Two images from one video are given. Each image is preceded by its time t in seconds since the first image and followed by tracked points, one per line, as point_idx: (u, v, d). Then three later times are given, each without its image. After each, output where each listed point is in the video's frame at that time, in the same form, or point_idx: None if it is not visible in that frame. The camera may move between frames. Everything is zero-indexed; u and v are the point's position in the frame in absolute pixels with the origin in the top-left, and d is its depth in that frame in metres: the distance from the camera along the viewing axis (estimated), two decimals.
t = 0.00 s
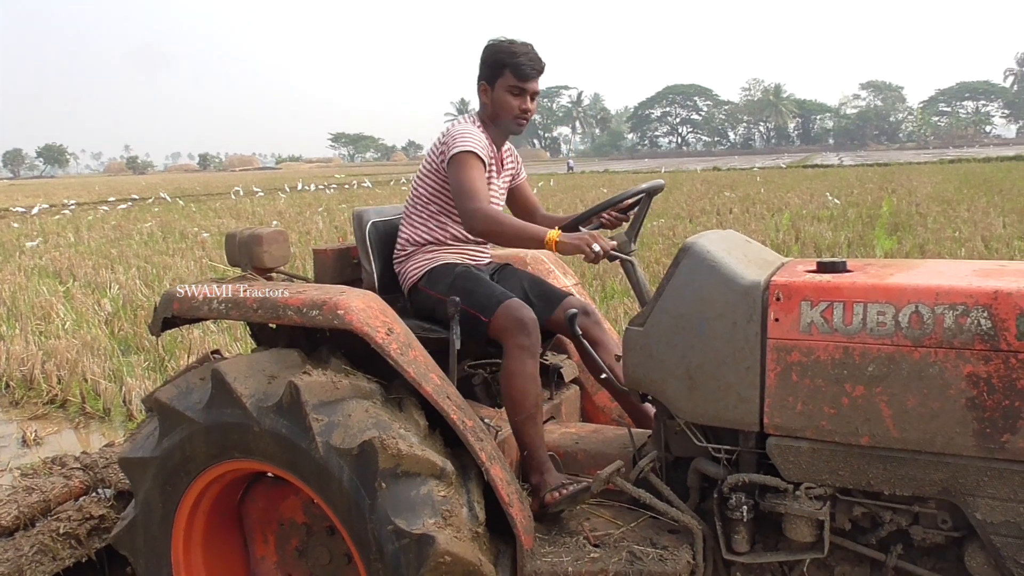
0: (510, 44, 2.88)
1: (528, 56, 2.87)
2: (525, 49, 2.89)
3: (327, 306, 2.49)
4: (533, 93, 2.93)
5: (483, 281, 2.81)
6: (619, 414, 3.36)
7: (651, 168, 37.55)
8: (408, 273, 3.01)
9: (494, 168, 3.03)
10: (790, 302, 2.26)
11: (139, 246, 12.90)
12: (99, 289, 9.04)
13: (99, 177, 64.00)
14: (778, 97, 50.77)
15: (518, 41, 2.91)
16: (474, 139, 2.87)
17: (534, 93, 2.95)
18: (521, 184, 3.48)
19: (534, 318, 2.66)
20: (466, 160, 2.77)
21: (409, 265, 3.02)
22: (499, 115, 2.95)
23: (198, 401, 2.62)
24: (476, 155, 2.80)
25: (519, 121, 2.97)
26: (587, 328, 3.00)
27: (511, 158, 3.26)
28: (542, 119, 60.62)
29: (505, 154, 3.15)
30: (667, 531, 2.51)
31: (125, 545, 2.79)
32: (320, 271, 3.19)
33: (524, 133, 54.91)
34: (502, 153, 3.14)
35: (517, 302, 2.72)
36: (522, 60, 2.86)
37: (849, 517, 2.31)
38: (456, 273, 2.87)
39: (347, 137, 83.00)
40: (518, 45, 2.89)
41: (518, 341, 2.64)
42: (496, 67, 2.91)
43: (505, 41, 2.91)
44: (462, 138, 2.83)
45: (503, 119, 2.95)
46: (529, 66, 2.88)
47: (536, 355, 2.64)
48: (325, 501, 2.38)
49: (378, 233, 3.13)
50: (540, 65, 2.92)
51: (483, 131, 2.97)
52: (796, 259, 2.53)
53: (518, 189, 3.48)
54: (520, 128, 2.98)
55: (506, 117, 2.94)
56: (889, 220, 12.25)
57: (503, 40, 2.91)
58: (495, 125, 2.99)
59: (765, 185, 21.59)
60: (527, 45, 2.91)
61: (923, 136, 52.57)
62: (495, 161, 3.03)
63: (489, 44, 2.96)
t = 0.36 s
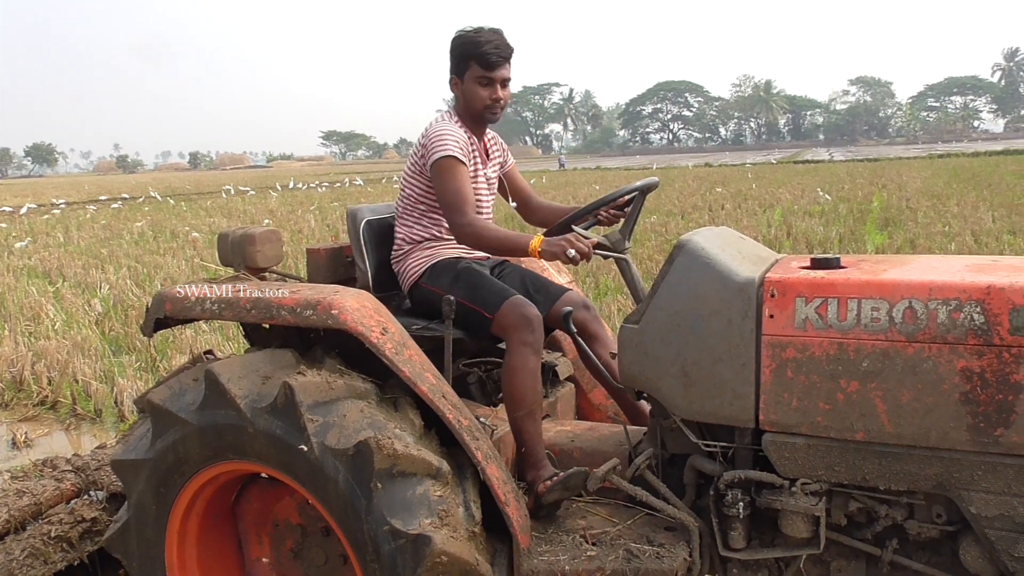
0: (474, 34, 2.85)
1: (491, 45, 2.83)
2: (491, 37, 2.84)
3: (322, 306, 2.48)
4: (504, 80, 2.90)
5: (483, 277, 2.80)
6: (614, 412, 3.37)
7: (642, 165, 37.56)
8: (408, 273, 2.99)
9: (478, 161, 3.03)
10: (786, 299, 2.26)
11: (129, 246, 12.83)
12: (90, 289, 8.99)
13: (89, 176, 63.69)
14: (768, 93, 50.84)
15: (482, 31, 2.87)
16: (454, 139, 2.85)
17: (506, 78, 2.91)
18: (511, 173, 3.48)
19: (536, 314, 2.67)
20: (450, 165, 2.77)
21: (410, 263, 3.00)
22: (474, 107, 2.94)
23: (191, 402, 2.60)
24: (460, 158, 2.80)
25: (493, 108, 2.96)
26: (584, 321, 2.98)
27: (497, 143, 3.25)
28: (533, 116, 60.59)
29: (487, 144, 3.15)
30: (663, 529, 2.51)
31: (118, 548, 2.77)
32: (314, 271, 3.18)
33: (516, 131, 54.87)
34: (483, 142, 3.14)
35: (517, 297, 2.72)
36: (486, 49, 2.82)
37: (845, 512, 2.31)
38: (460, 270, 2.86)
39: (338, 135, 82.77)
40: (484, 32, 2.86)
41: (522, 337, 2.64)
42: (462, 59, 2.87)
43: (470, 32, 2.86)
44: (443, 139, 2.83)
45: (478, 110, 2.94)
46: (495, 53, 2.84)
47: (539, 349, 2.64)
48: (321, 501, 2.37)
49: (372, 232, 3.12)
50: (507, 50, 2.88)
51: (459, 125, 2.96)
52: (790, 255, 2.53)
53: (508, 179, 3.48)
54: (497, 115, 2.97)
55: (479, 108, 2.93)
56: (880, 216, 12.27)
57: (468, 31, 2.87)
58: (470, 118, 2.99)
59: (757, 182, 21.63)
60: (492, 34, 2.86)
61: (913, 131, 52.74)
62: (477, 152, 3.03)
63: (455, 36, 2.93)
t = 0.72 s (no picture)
0: (403, 45, 2.80)
1: (413, 58, 2.76)
2: (416, 49, 2.77)
3: (316, 306, 2.47)
4: (435, 91, 2.85)
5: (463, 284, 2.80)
6: (609, 411, 3.36)
7: (634, 163, 37.57)
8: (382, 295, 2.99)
9: (416, 164, 2.99)
10: (780, 297, 2.27)
11: (120, 245, 12.76)
12: (80, 289, 8.93)
13: (79, 174, 63.34)
14: (759, 91, 50.91)
15: (412, 42, 2.80)
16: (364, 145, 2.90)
17: (439, 89, 2.86)
18: (483, 167, 3.44)
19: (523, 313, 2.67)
20: (351, 173, 2.84)
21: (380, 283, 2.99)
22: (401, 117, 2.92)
23: (184, 403, 2.59)
24: (360, 162, 2.86)
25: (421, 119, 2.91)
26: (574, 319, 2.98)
27: (449, 133, 3.23)
28: (525, 113, 60.59)
29: (439, 147, 3.12)
30: (658, 528, 2.52)
31: (110, 549, 2.76)
32: (307, 271, 3.17)
33: (508, 129, 54.80)
34: (434, 146, 3.11)
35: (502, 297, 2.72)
36: (407, 62, 2.76)
37: (839, 510, 2.32)
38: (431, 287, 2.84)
39: (330, 134, 82.60)
40: (418, 41, 2.80)
41: (511, 335, 2.64)
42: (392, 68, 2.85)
43: (402, 41, 2.81)
44: (354, 146, 2.89)
45: (406, 119, 2.92)
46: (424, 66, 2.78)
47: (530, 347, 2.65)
48: (315, 502, 2.37)
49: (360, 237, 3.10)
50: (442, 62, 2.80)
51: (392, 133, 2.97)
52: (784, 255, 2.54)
53: (483, 175, 3.44)
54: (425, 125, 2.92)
55: (406, 118, 2.90)
56: (871, 213, 12.30)
57: (402, 39, 2.83)
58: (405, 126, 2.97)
59: (748, 179, 21.65)
60: (422, 45, 2.79)
61: (904, 129, 52.90)
62: (417, 158, 3.00)
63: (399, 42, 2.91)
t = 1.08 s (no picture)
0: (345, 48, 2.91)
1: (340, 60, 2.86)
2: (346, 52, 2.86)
3: (311, 306, 2.47)
4: (365, 95, 2.87)
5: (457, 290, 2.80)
6: (605, 410, 3.37)
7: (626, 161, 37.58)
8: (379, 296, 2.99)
9: (392, 163, 3.00)
10: (775, 296, 2.27)
11: (111, 244, 12.69)
12: (72, 288, 8.88)
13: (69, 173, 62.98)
14: (751, 90, 51.00)
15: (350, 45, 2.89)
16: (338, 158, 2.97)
17: (370, 94, 2.88)
18: (477, 147, 3.41)
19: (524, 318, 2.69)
20: (323, 181, 2.92)
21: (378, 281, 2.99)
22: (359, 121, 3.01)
23: (178, 404, 2.58)
24: (334, 177, 2.93)
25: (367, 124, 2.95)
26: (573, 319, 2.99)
27: (429, 120, 3.24)
28: (517, 112, 60.58)
29: (418, 140, 3.11)
30: (654, 527, 2.53)
31: (104, 551, 2.75)
32: (301, 271, 3.16)
33: (500, 127, 54.73)
34: (413, 141, 3.10)
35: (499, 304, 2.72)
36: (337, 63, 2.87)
37: (834, 509, 2.33)
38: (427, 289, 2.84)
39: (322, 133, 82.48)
40: (354, 44, 2.87)
41: (513, 339, 2.66)
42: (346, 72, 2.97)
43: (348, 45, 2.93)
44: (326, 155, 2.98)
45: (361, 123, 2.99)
46: (349, 70, 2.85)
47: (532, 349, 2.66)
48: (311, 502, 2.36)
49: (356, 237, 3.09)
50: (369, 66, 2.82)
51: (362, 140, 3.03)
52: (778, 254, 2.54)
53: (478, 156, 3.42)
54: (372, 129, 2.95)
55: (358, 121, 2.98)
56: (862, 212, 12.33)
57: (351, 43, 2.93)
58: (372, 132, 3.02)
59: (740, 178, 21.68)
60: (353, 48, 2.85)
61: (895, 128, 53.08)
62: (393, 158, 3.01)
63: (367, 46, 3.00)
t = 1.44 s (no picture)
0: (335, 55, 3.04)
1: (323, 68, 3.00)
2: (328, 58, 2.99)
3: (304, 306, 2.48)
4: (343, 96, 2.97)
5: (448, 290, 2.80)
6: (598, 410, 3.39)
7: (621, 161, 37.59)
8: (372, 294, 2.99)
9: (382, 163, 3.03)
10: (765, 294, 2.29)
11: (105, 244, 12.65)
12: (66, 288, 8.86)
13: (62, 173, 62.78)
14: (745, 90, 51.10)
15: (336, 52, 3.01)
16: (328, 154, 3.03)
17: (347, 94, 2.96)
18: (476, 149, 3.41)
19: (512, 318, 2.70)
20: (310, 179, 2.98)
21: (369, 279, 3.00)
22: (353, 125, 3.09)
23: (171, 405, 2.59)
24: (322, 173, 2.98)
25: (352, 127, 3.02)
26: (566, 319, 3.00)
27: (425, 121, 3.25)
28: (512, 112, 60.63)
29: (412, 141, 3.12)
30: (646, 525, 2.54)
31: (98, 553, 2.75)
32: (295, 272, 3.18)
33: (495, 127, 54.71)
34: (407, 142, 3.11)
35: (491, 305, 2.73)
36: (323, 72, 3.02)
37: (824, 505, 2.35)
38: (421, 290, 2.85)
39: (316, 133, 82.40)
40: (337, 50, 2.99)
41: (503, 340, 2.67)
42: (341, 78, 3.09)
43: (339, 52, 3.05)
44: (317, 153, 3.04)
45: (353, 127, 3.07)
46: (329, 74, 2.96)
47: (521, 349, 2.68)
48: (304, 499, 2.38)
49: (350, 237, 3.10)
50: (342, 66, 2.92)
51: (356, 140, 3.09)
52: (768, 252, 2.56)
53: (477, 157, 3.42)
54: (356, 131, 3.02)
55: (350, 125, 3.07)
56: (856, 212, 12.37)
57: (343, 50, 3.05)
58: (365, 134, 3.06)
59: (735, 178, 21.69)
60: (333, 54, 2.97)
61: (889, 127, 53.19)
62: (383, 157, 3.03)
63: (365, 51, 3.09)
